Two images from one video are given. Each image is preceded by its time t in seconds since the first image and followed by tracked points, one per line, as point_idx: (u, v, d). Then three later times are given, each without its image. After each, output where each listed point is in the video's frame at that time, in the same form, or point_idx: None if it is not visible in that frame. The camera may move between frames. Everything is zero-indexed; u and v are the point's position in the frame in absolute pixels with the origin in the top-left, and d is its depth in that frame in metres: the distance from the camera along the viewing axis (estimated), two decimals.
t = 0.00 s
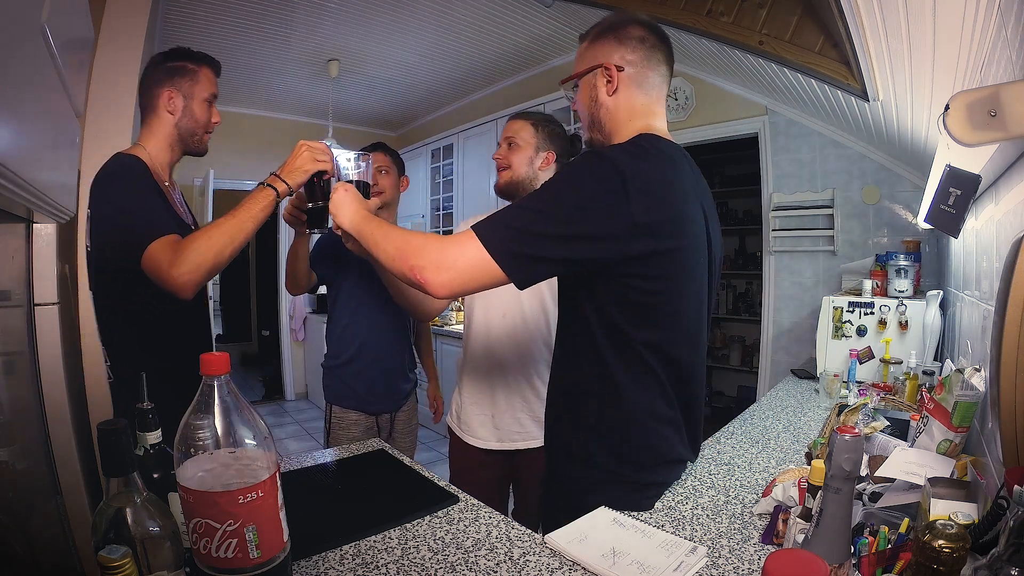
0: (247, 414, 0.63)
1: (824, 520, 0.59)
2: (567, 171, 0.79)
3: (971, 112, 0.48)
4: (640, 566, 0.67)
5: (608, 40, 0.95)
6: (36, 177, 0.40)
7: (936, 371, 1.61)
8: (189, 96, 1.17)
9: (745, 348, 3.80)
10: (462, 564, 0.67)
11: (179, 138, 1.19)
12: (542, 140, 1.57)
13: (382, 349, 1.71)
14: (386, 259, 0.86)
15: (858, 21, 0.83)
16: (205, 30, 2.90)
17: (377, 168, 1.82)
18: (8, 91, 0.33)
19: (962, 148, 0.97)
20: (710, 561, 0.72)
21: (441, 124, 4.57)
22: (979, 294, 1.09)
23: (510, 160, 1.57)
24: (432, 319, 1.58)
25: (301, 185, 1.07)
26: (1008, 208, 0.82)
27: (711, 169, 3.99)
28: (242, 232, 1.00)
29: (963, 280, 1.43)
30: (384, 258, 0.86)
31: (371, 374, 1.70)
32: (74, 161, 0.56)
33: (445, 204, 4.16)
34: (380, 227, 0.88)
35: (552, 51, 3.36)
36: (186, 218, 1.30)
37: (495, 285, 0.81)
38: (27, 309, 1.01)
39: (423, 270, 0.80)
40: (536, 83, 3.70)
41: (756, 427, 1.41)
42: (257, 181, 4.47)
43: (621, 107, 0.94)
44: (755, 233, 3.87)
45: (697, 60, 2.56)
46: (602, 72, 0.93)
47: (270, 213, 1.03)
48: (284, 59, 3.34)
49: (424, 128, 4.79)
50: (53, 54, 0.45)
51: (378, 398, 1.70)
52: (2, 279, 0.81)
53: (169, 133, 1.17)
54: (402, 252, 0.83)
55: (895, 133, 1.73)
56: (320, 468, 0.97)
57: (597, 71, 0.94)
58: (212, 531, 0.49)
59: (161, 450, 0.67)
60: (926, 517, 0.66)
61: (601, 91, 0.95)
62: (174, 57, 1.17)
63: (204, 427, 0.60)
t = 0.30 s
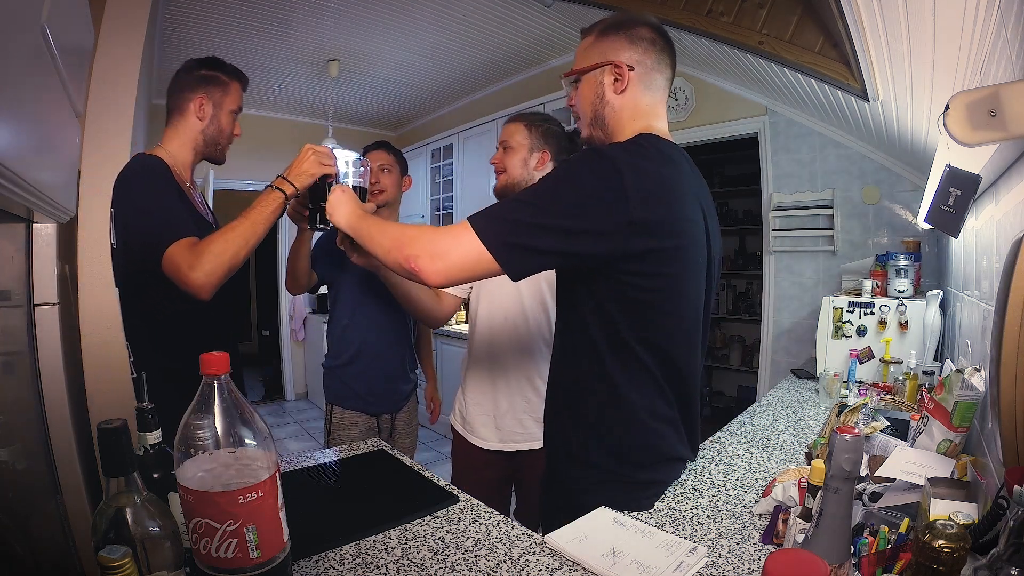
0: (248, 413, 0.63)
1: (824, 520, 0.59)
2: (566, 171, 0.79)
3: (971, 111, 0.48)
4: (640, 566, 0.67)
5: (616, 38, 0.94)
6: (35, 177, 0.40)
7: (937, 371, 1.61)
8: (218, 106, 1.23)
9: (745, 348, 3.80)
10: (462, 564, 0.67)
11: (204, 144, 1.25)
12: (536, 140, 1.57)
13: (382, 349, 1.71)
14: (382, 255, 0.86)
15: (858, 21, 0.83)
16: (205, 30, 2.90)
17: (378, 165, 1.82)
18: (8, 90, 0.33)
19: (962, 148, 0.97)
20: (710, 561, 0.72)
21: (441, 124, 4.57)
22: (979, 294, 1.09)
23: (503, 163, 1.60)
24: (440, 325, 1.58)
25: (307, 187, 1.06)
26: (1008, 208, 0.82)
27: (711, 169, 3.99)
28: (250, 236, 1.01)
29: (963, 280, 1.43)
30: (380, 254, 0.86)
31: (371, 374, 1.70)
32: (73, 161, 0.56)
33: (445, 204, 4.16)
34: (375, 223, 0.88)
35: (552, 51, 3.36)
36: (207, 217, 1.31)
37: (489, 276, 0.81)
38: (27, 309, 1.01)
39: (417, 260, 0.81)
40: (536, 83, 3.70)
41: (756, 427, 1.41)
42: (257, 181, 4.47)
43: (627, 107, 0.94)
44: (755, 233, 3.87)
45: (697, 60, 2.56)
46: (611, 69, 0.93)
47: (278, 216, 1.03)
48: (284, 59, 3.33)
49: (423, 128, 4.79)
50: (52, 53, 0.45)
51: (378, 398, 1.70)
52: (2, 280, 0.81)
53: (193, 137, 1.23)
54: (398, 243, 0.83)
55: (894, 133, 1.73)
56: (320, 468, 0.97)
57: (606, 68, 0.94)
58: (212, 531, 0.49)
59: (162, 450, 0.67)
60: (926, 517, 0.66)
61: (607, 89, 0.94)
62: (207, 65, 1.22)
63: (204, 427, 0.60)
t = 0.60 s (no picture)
0: (248, 413, 0.63)
1: (824, 520, 0.59)
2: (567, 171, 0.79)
3: (971, 111, 0.48)
4: (641, 566, 0.67)
5: (623, 36, 0.94)
6: (35, 177, 0.40)
7: (936, 371, 1.61)
8: (217, 101, 1.21)
9: (745, 348, 3.80)
10: (462, 564, 0.67)
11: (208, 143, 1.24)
12: (525, 142, 1.56)
13: (382, 349, 1.71)
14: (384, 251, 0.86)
15: (857, 21, 0.83)
16: (206, 30, 2.90)
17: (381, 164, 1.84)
18: (7, 89, 0.33)
19: (962, 148, 0.97)
20: (710, 561, 0.72)
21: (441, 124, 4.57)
22: (979, 294, 1.09)
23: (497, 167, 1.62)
24: (445, 328, 1.58)
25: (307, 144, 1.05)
26: (1008, 208, 0.82)
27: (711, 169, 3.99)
28: (257, 190, 0.96)
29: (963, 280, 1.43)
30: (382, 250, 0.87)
31: (371, 374, 1.70)
32: (74, 161, 0.56)
33: (445, 204, 4.16)
34: (377, 220, 0.88)
35: (552, 51, 3.36)
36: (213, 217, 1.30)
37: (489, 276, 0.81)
38: (27, 309, 1.01)
39: (419, 258, 0.82)
40: (536, 83, 3.70)
41: (756, 427, 1.41)
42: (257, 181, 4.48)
43: (630, 105, 0.94)
44: (755, 233, 3.87)
45: (697, 60, 2.56)
46: (617, 66, 0.93)
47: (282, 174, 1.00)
48: (284, 59, 3.33)
49: (423, 128, 4.79)
50: (53, 53, 0.45)
51: (378, 399, 1.70)
52: (2, 280, 0.81)
53: (197, 136, 1.22)
54: (400, 240, 0.84)
55: (894, 133, 1.73)
56: (320, 468, 0.97)
57: (612, 64, 0.94)
58: (212, 531, 0.49)
59: (162, 450, 0.67)
60: (926, 517, 0.66)
61: (611, 87, 0.94)
62: (208, 63, 1.22)
63: (204, 428, 0.60)
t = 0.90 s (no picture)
0: (248, 413, 0.63)
1: (824, 520, 0.59)
2: (567, 171, 0.79)
3: (971, 111, 0.48)
4: (641, 567, 0.67)
5: (627, 36, 0.94)
6: (35, 178, 0.40)
7: (936, 371, 1.61)
8: (208, 93, 1.20)
9: (745, 348, 3.80)
10: (462, 564, 0.67)
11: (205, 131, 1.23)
12: (539, 143, 1.56)
13: (382, 349, 1.72)
14: (387, 251, 0.86)
15: (858, 21, 0.83)
16: (206, 30, 2.90)
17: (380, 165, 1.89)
18: (8, 88, 0.33)
19: (962, 148, 0.97)
20: (710, 561, 0.71)
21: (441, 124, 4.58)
22: (979, 294, 1.09)
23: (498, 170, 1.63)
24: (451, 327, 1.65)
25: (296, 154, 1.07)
26: (1008, 208, 0.82)
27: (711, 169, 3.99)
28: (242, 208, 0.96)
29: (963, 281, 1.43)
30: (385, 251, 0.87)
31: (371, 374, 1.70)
32: (74, 162, 0.56)
33: (445, 204, 4.16)
34: (382, 221, 0.88)
35: (552, 51, 3.37)
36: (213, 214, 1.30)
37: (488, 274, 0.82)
38: (27, 309, 1.01)
39: (422, 256, 0.81)
40: (536, 83, 3.70)
41: (755, 427, 1.41)
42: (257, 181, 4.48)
43: (632, 105, 0.94)
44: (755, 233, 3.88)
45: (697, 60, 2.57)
46: (619, 67, 0.93)
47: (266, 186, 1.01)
48: (284, 59, 3.33)
49: (423, 128, 4.79)
50: (53, 53, 0.45)
51: (379, 399, 1.70)
52: (2, 279, 0.81)
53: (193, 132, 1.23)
54: (402, 239, 0.84)
55: (894, 133, 1.73)
56: (320, 468, 0.97)
57: (615, 64, 0.94)
58: (212, 531, 0.49)
59: (162, 450, 0.67)
60: (926, 517, 0.66)
61: (614, 87, 0.94)
62: (202, 52, 1.22)
63: (204, 427, 0.60)
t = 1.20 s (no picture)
0: (248, 413, 0.63)
1: (824, 519, 0.59)
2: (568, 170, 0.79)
3: (971, 111, 0.48)
4: (642, 567, 0.67)
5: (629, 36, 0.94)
6: (36, 179, 0.40)
7: (936, 371, 1.61)
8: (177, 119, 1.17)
9: (745, 347, 3.81)
10: (462, 564, 0.67)
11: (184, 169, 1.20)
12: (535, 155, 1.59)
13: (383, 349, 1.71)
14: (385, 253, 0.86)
15: (858, 21, 0.83)
16: (206, 30, 2.90)
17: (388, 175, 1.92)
18: (8, 90, 0.33)
19: (962, 147, 0.97)
20: (710, 561, 0.71)
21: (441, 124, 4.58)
22: (979, 295, 1.09)
23: (490, 159, 1.64)
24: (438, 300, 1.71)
25: (188, 148, 1.13)
26: (1007, 208, 0.82)
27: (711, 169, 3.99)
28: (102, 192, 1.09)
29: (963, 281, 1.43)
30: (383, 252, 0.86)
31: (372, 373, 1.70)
32: (75, 163, 0.56)
33: (445, 204, 4.16)
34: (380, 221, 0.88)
35: (552, 51, 3.37)
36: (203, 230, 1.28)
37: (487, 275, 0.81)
38: (27, 309, 1.01)
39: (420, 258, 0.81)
40: (536, 83, 3.71)
41: (756, 427, 1.41)
42: (257, 181, 4.48)
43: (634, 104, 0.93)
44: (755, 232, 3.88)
45: (697, 60, 2.57)
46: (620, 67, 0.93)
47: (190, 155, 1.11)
48: (285, 59, 3.33)
49: (423, 128, 4.80)
50: (52, 54, 0.45)
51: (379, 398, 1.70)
52: (3, 279, 0.81)
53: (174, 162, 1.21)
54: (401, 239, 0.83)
55: (894, 133, 1.73)
56: (321, 468, 0.97)
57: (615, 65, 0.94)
58: (212, 531, 0.49)
59: (162, 450, 0.67)
60: (926, 517, 0.66)
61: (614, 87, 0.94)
62: (182, 84, 1.18)
63: (204, 427, 0.60)
